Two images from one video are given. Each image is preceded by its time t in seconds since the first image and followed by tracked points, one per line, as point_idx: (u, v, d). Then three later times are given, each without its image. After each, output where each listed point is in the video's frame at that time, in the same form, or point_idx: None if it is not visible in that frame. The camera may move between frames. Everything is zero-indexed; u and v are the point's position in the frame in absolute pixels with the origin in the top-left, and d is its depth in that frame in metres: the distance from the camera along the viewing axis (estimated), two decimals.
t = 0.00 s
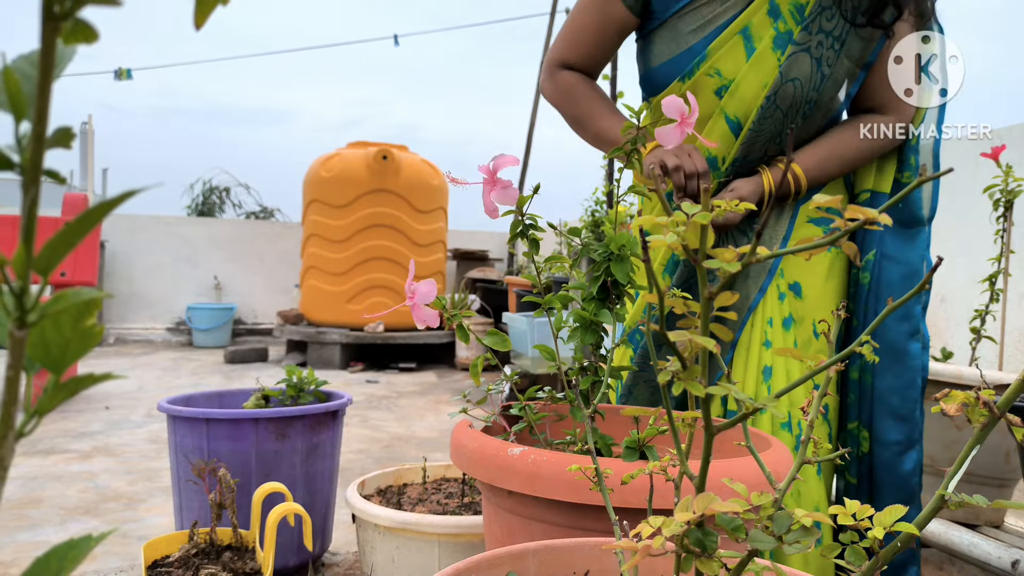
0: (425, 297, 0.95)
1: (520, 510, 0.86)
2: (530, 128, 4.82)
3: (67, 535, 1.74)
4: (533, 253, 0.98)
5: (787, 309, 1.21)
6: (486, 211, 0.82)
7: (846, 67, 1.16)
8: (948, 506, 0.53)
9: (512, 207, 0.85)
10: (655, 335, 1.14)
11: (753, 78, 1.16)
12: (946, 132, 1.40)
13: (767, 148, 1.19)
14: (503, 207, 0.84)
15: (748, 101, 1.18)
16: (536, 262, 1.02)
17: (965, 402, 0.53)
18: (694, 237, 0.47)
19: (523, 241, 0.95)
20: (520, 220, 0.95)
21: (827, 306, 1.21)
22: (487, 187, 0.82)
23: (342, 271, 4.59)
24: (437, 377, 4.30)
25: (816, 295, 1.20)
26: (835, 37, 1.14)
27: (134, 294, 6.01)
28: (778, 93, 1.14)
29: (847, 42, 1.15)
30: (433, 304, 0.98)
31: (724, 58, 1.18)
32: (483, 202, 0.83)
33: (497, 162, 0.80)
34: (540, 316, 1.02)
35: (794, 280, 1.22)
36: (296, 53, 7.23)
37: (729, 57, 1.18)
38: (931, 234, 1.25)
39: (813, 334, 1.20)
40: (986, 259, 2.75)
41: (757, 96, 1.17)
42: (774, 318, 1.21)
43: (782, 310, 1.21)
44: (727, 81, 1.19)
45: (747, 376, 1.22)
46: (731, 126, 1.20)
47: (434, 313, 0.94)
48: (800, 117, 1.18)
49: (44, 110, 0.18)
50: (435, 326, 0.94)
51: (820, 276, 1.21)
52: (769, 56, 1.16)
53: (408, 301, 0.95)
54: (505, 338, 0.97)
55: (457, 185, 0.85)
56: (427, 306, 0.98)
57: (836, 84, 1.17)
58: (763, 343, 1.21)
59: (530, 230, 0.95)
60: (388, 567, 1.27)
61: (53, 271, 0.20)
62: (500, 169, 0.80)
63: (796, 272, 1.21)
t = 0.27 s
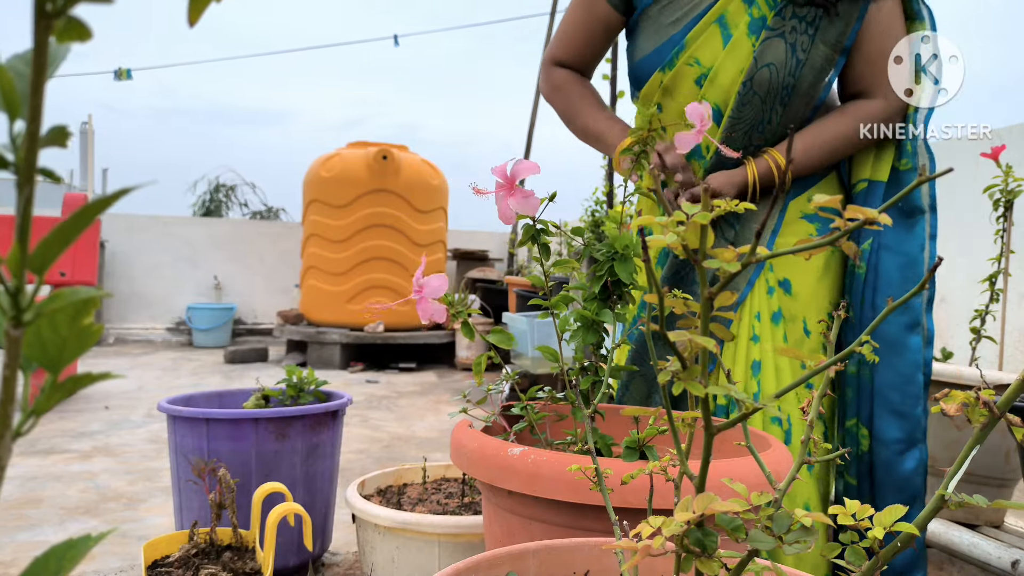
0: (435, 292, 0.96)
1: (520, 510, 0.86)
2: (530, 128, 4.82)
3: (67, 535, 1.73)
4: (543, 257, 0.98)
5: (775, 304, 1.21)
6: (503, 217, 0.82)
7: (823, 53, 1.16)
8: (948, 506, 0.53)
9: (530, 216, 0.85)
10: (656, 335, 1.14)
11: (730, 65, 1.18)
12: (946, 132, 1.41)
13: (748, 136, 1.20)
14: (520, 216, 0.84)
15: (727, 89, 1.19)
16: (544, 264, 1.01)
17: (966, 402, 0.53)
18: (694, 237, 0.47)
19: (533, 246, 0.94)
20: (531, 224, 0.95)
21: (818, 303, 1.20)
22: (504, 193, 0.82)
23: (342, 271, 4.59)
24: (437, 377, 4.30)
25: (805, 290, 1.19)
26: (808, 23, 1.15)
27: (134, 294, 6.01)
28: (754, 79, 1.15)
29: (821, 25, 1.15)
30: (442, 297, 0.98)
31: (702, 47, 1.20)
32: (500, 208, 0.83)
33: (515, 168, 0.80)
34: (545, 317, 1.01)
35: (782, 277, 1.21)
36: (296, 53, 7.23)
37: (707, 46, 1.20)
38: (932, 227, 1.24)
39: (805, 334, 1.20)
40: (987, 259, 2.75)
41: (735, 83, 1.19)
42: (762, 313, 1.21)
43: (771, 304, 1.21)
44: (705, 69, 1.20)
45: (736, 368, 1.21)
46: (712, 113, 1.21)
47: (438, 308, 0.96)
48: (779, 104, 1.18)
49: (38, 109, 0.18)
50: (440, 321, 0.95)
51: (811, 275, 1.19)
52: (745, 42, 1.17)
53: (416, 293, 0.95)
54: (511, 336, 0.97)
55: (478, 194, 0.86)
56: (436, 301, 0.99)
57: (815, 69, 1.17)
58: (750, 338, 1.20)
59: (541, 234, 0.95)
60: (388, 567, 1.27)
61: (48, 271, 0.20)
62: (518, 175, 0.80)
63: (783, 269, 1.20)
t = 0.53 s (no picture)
0: (424, 301, 0.94)
1: (520, 510, 0.86)
2: (530, 128, 4.82)
3: (67, 535, 1.73)
4: (528, 256, 0.98)
5: (772, 298, 1.20)
6: (476, 219, 0.82)
7: (815, 40, 1.14)
8: (948, 506, 0.53)
9: (503, 213, 0.85)
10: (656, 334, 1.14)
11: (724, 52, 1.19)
12: (945, 132, 1.41)
13: (744, 123, 1.20)
14: (495, 214, 0.84)
15: (720, 77, 1.21)
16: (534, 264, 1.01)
17: (966, 402, 0.53)
18: (694, 237, 0.47)
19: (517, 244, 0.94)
20: (512, 224, 0.95)
21: (813, 303, 1.20)
22: (477, 194, 0.82)
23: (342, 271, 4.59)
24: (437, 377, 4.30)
25: (801, 289, 1.19)
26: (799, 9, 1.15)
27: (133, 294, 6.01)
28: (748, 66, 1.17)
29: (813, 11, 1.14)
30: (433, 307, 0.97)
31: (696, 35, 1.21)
32: (473, 210, 0.83)
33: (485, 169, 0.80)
34: (536, 317, 1.02)
35: (780, 272, 1.20)
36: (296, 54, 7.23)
37: (700, 34, 1.21)
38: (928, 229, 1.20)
39: (801, 333, 1.20)
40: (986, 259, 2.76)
41: (728, 70, 1.20)
42: (758, 306, 1.21)
43: (767, 298, 1.20)
44: (700, 57, 1.22)
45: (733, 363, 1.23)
46: (708, 101, 1.23)
47: (430, 317, 0.94)
48: (773, 91, 1.18)
49: (39, 108, 0.18)
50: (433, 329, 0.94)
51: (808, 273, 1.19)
52: (738, 29, 1.19)
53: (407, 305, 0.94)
54: (503, 339, 0.97)
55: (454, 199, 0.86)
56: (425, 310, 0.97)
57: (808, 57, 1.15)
58: (746, 332, 1.21)
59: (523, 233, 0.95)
60: (388, 567, 1.27)
61: (49, 271, 0.20)
62: (489, 176, 0.80)
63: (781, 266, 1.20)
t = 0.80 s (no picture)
0: (427, 297, 0.95)
1: (520, 510, 0.86)
2: (530, 128, 4.82)
3: (67, 535, 1.73)
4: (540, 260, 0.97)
5: (778, 296, 1.20)
6: (494, 220, 0.82)
7: (825, 31, 1.14)
8: (947, 506, 0.53)
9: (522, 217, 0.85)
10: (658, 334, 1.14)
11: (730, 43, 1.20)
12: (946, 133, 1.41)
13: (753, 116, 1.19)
14: (513, 217, 0.85)
15: (730, 70, 1.21)
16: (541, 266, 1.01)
17: (965, 402, 0.53)
18: (694, 237, 0.47)
19: (530, 247, 0.95)
20: (526, 225, 0.95)
21: (818, 303, 1.20)
22: (498, 197, 0.82)
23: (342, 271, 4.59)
24: (437, 377, 4.30)
25: (806, 288, 1.18)
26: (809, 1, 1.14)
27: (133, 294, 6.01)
28: (757, 56, 1.16)
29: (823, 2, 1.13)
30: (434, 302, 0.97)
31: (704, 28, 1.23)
32: (492, 211, 0.83)
33: (507, 171, 0.80)
34: (541, 318, 1.02)
35: (785, 270, 1.20)
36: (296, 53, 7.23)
37: (709, 28, 1.23)
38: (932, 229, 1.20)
39: (804, 333, 1.20)
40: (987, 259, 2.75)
41: (736, 62, 1.21)
42: (763, 304, 1.21)
43: (773, 295, 1.20)
44: (708, 50, 1.24)
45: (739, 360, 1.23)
46: (715, 94, 1.23)
47: (434, 312, 0.94)
48: (783, 84, 1.17)
49: (40, 109, 0.18)
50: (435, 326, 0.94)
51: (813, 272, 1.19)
52: (746, 20, 1.19)
53: (409, 299, 0.94)
54: (506, 338, 0.97)
55: (470, 199, 0.85)
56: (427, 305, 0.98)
57: (817, 50, 1.15)
58: (752, 330, 1.22)
59: (537, 235, 0.95)
60: (388, 567, 1.27)
61: (50, 271, 0.20)
62: (510, 178, 0.80)
63: (786, 264, 1.19)
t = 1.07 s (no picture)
0: (427, 299, 0.95)
1: (520, 510, 0.86)
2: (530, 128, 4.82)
3: (67, 535, 1.73)
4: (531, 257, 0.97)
5: (790, 297, 1.20)
6: (481, 218, 0.82)
7: (824, 27, 1.15)
8: (948, 506, 0.53)
9: (508, 213, 0.85)
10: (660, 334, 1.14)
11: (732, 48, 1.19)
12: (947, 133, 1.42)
13: (761, 118, 1.19)
14: (500, 214, 0.84)
15: (733, 74, 1.21)
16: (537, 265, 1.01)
17: (966, 402, 0.53)
18: (694, 237, 0.47)
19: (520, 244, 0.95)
20: (516, 223, 0.95)
21: (829, 304, 1.20)
22: (483, 194, 0.82)
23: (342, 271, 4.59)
24: (437, 377, 4.30)
25: (818, 289, 1.19)
26: None
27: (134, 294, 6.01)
28: (762, 57, 1.15)
29: None
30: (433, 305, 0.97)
31: (703, 35, 1.22)
32: (478, 209, 0.83)
33: (491, 169, 0.80)
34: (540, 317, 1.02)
35: (798, 271, 1.20)
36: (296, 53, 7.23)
37: (707, 35, 1.22)
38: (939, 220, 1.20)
39: (815, 334, 1.20)
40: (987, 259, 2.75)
41: (739, 66, 1.20)
42: (776, 305, 1.20)
43: (785, 297, 1.20)
44: (709, 56, 1.23)
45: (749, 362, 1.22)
46: (721, 100, 1.22)
47: (433, 315, 0.94)
48: (788, 83, 1.18)
49: (39, 109, 0.18)
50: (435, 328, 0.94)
51: (825, 271, 1.19)
52: (746, 24, 1.19)
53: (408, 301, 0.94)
54: (506, 339, 0.97)
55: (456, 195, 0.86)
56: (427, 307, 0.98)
57: (818, 46, 1.16)
58: (764, 331, 1.20)
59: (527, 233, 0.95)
60: (388, 567, 1.27)
61: (49, 272, 0.20)
62: (494, 175, 0.80)
63: (800, 265, 1.19)
